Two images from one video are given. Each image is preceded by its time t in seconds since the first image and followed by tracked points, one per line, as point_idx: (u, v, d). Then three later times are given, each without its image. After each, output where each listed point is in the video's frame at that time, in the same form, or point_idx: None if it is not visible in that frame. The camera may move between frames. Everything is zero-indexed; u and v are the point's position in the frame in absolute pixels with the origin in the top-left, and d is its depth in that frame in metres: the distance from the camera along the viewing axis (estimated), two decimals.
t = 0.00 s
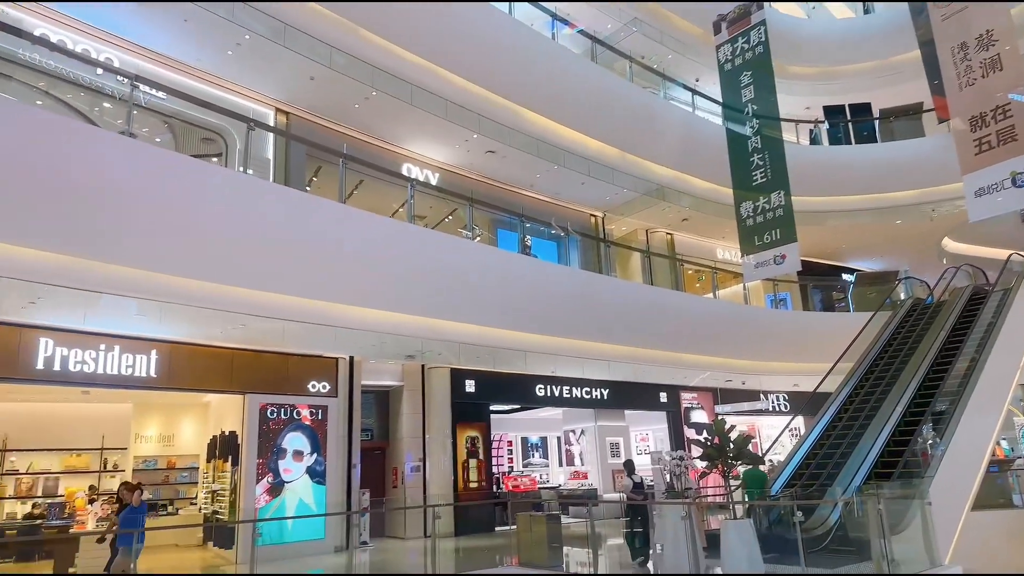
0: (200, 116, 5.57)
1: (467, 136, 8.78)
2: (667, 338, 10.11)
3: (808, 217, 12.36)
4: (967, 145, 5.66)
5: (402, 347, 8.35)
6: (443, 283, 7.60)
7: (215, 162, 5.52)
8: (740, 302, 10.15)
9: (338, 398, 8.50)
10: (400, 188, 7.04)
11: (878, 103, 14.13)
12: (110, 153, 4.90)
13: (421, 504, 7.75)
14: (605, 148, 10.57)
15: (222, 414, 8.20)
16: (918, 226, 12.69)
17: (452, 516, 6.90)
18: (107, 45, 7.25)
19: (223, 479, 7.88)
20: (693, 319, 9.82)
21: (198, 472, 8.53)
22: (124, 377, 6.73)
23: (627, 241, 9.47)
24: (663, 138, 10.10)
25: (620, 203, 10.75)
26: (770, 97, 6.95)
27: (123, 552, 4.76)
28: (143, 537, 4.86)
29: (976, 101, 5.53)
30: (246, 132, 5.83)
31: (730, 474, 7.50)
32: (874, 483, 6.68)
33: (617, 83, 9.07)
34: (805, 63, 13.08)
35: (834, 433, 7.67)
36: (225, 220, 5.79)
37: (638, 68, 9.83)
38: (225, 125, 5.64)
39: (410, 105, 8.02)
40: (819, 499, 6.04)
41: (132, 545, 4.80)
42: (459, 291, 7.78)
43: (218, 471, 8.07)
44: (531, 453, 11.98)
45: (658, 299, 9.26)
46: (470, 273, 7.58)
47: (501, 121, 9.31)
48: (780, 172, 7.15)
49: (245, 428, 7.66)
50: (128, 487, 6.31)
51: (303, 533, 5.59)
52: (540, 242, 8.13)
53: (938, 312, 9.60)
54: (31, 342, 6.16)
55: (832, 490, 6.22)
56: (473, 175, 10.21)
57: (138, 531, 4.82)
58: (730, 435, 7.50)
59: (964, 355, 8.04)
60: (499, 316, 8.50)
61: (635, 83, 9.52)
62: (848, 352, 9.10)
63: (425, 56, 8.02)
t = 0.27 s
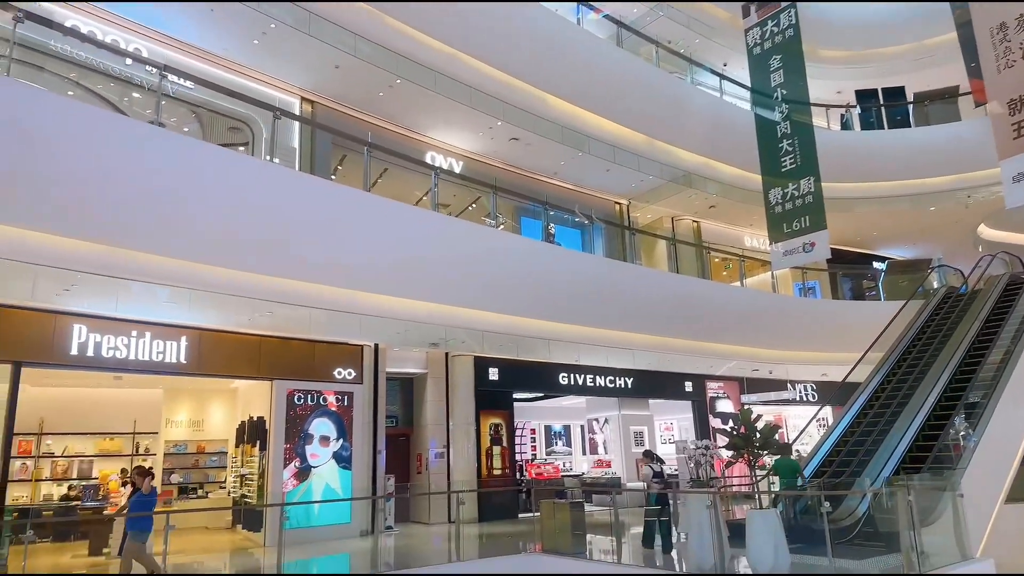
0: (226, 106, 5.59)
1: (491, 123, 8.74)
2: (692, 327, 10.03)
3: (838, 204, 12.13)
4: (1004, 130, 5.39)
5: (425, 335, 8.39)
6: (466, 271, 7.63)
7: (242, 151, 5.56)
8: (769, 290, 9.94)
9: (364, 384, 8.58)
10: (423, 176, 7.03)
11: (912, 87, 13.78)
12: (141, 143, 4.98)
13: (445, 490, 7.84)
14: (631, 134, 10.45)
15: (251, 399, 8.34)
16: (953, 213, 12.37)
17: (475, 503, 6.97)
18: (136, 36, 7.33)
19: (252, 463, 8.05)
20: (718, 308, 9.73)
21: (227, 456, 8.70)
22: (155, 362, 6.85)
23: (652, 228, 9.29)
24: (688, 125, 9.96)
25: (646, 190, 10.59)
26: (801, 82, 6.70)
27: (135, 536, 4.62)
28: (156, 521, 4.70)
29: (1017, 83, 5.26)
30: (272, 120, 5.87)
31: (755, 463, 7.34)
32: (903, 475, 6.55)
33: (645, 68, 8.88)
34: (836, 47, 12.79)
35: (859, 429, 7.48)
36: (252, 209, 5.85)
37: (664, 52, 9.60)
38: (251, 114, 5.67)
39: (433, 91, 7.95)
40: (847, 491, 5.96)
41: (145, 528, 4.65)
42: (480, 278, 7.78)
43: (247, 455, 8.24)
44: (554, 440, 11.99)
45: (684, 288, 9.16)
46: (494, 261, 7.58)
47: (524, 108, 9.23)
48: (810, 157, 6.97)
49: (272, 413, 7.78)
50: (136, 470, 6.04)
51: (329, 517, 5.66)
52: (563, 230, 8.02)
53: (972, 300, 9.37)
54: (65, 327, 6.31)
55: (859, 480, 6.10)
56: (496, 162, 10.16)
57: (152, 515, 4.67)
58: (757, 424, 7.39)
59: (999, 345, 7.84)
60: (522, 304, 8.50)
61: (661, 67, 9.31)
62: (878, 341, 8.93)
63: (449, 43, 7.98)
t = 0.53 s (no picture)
0: (265, 98, 5.70)
1: (525, 108, 8.68)
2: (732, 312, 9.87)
3: (883, 184, 11.77)
4: None
5: (463, 322, 8.43)
6: (501, 259, 7.62)
7: (278, 142, 5.66)
8: (812, 273, 9.73)
9: (402, 371, 8.67)
10: (458, 164, 6.99)
11: (964, 60, 13.20)
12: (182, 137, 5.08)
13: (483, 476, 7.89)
14: (668, 116, 10.25)
15: (293, 387, 8.48)
16: (1006, 191, 11.87)
17: (513, 489, 7.01)
18: (176, 31, 7.45)
19: (294, 449, 8.22)
20: (759, 292, 9.57)
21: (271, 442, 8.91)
22: (201, 351, 7.05)
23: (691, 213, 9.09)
24: (726, 106, 9.75)
25: (684, 173, 10.42)
26: (844, 58, 6.44)
27: (164, 519, 4.81)
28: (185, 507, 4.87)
29: None
30: (309, 112, 5.89)
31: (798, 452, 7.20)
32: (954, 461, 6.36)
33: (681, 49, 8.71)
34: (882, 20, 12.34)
35: (908, 415, 7.26)
36: (290, 200, 5.93)
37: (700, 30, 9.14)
38: (287, 105, 5.77)
39: (468, 78, 7.84)
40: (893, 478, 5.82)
41: (174, 513, 4.82)
42: (517, 265, 7.78)
43: (289, 441, 8.42)
44: (591, 428, 11.97)
45: (722, 273, 9.01)
46: (530, 248, 7.56)
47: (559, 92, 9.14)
48: (854, 136, 6.71)
49: (313, 399, 7.90)
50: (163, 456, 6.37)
51: (369, 502, 5.75)
52: (597, 216, 7.89)
53: None
54: (115, 318, 6.58)
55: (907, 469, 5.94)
56: (530, 148, 10.11)
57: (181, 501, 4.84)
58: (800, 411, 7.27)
59: None
60: (559, 290, 8.47)
61: (698, 48, 8.88)
62: (927, 326, 8.64)
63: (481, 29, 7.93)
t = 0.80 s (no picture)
0: (312, 93, 5.77)
1: (570, 97, 8.64)
2: (784, 299, 9.67)
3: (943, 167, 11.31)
4: None
5: (509, 313, 8.44)
6: (547, 249, 7.59)
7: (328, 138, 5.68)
8: (869, 260, 9.40)
9: (448, 361, 8.72)
10: (502, 154, 6.92)
11: None
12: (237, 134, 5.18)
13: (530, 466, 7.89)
14: (715, 101, 10.03)
15: (342, 376, 8.62)
16: None
17: (561, 480, 6.98)
18: (227, 30, 7.61)
19: (345, 438, 8.38)
20: (811, 280, 9.34)
21: (321, 431, 9.09)
22: (255, 342, 7.25)
23: (741, 199, 8.91)
24: (776, 90, 9.50)
25: (733, 158, 10.19)
26: (898, 36, 6.06)
27: (199, 509, 4.82)
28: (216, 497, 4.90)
29: None
30: (356, 106, 5.94)
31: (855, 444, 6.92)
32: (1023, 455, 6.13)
33: (731, 32, 8.47)
34: None
35: (975, 405, 7.00)
36: (338, 194, 6.01)
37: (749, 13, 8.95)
38: (335, 101, 5.81)
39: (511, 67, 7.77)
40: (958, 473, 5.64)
41: (207, 502, 4.85)
42: (563, 255, 7.72)
43: (340, 430, 8.58)
44: (639, 419, 11.80)
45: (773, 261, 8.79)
46: (576, 238, 7.50)
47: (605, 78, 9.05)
48: (913, 117, 6.43)
49: (363, 389, 8.02)
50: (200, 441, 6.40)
51: (416, 490, 5.71)
52: (644, 204, 7.76)
53: None
54: (173, 310, 6.83)
55: (974, 462, 5.76)
56: (573, 137, 10.02)
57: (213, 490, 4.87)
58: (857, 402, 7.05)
59: None
60: (606, 279, 8.39)
61: (747, 30, 8.62)
62: (993, 315, 8.25)
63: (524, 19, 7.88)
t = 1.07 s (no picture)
0: (352, 91, 5.81)
1: (608, 90, 8.57)
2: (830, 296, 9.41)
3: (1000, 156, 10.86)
4: None
5: (547, 308, 8.41)
6: (586, 244, 7.54)
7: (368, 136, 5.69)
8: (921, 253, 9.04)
9: (485, 356, 8.75)
10: (540, 149, 6.92)
11: None
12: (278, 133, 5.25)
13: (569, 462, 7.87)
14: (757, 91, 9.83)
15: (382, 371, 8.74)
16: None
17: (600, 477, 6.94)
18: (268, 31, 7.72)
19: (385, 431, 8.48)
20: (859, 275, 9.08)
21: (362, 424, 9.22)
22: (298, 336, 7.38)
23: (786, 192, 8.75)
24: (821, 81, 9.25)
25: (776, 149, 9.98)
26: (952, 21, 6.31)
27: (224, 499, 4.95)
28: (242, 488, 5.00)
29: None
30: (395, 103, 6.01)
31: (907, 443, 6.53)
32: None
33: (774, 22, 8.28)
34: None
35: None
36: (379, 191, 6.07)
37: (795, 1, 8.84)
38: (374, 98, 5.89)
39: (549, 61, 7.77)
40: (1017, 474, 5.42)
41: (233, 493, 4.96)
42: (602, 250, 7.67)
43: (380, 424, 8.69)
44: (680, 417, 11.74)
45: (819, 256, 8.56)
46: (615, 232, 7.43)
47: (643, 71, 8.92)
48: (967, 107, 6.13)
49: (401, 384, 8.10)
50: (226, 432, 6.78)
51: (457, 485, 5.78)
52: (686, 197, 7.65)
53: None
54: (219, 306, 6.98)
55: None
56: (612, 131, 9.93)
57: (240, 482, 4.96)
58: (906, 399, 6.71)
59: None
60: (645, 274, 8.30)
61: (792, 18, 8.59)
62: None
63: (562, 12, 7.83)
